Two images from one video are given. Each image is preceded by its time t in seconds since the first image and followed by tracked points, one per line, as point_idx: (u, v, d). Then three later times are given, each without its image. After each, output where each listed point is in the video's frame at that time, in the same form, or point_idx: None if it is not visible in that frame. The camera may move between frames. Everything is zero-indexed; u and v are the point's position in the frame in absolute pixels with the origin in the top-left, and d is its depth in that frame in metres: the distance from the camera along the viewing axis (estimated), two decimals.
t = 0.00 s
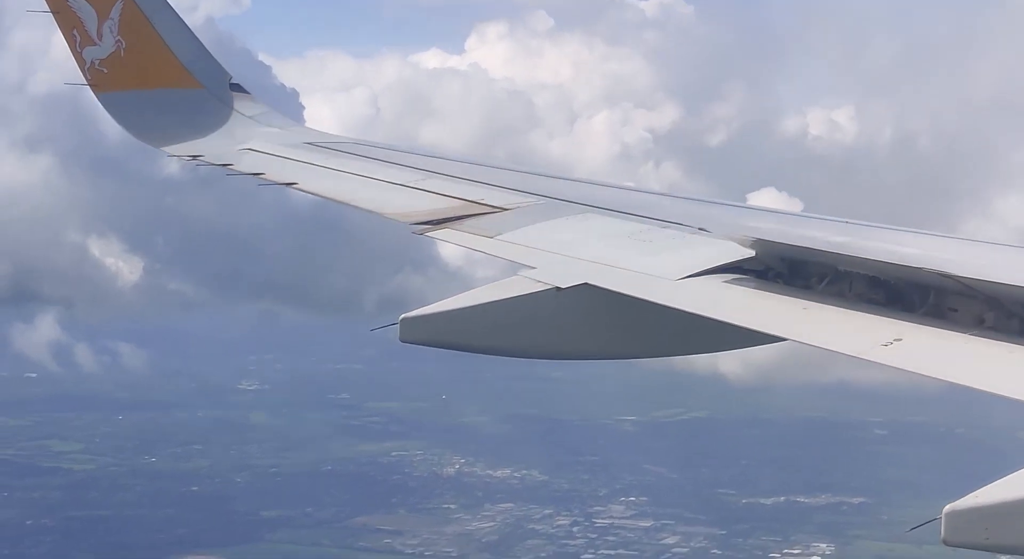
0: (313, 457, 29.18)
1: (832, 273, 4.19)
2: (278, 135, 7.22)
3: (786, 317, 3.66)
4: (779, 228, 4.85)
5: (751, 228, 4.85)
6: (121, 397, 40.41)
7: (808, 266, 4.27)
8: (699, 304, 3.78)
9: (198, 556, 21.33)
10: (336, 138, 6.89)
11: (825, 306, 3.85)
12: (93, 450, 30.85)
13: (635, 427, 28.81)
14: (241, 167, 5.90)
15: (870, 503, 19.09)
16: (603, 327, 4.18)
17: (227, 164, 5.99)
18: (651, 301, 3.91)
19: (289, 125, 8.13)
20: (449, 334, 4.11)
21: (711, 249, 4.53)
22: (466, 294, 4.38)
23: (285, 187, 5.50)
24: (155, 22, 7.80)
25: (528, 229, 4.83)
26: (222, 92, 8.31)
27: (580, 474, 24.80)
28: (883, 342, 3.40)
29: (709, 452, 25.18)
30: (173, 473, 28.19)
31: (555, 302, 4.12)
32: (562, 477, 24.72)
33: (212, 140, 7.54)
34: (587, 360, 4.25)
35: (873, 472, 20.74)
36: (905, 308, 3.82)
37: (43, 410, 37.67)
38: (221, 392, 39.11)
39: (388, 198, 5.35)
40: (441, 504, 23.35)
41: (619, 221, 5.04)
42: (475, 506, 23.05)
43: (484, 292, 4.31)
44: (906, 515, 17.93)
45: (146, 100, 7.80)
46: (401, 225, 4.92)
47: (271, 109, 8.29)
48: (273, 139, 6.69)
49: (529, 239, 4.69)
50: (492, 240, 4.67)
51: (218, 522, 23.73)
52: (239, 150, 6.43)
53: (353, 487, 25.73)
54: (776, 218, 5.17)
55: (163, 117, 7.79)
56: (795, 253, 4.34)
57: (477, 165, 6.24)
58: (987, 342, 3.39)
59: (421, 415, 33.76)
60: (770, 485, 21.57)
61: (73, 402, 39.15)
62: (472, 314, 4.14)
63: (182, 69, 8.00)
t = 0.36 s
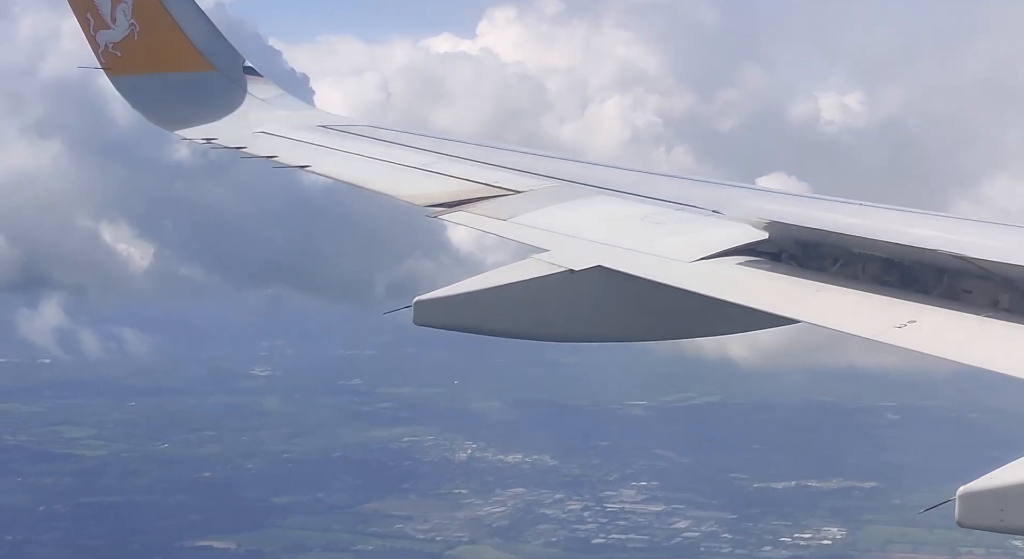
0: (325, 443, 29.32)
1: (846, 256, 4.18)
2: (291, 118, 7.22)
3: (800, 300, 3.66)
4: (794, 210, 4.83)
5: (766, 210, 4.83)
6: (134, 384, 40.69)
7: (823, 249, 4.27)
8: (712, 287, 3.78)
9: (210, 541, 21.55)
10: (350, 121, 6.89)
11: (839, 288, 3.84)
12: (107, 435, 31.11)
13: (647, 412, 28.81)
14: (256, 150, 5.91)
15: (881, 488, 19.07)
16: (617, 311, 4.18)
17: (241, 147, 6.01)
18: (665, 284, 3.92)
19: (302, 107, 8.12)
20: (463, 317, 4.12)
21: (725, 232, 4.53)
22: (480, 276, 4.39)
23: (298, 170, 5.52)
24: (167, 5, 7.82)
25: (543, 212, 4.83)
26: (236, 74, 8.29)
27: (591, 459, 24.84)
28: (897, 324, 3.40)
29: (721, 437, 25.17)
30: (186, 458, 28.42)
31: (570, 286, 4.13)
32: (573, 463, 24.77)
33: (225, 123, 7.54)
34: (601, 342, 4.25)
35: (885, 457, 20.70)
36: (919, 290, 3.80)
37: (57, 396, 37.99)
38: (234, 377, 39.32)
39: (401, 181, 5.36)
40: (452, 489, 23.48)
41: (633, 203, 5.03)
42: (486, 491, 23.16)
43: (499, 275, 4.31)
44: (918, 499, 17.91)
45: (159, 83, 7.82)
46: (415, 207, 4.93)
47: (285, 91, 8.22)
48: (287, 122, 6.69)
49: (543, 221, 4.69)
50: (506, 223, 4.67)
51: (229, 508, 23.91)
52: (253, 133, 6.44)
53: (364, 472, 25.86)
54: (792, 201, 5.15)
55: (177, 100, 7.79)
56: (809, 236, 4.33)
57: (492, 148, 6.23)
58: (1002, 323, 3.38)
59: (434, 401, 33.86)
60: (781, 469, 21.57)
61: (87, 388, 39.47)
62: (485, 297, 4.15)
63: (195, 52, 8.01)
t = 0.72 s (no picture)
0: (331, 434, 29.40)
1: (854, 245, 4.17)
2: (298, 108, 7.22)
3: (808, 289, 3.65)
4: (802, 199, 4.82)
5: (774, 199, 4.82)
6: (142, 375, 40.82)
7: (830, 238, 4.25)
8: (719, 276, 3.77)
9: (217, 533, 21.65)
10: (357, 111, 6.89)
11: (846, 278, 3.83)
12: (114, 427, 31.24)
13: (654, 403, 28.81)
14: (263, 140, 5.92)
15: (888, 480, 19.05)
16: (624, 300, 4.18)
17: (248, 138, 6.01)
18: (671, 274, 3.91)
19: (309, 97, 8.12)
20: (470, 307, 4.12)
21: (732, 221, 4.52)
22: (487, 267, 4.39)
23: (305, 160, 5.52)
24: None
25: (550, 202, 4.83)
26: (243, 64, 8.30)
27: (597, 451, 24.85)
28: (904, 313, 3.38)
29: (728, 427, 25.14)
30: (193, 450, 28.53)
31: (577, 275, 4.12)
32: (579, 454, 24.78)
33: (231, 113, 7.55)
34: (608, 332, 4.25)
35: (893, 449, 20.68)
36: (927, 279, 3.78)
37: (65, 387, 38.16)
38: (241, 368, 39.42)
39: (407, 170, 5.37)
40: (459, 481, 23.56)
41: (641, 193, 5.03)
42: (492, 482, 23.21)
43: (505, 266, 4.31)
44: (925, 491, 17.89)
45: (166, 73, 7.83)
46: (422, 197, 4.93)
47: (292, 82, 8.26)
48: (293, 113, 6.70)
49: (551, 211, 4.69)
50: (513, 213, 4.67)
51: (236, 499, 24.00)
52: (260, 123, 6.44)
53: (371, 465, 25.92)
54: (800, 190, 5.14)
55: (184, 90, 7.81)
56: (817, 225, 4.32)
57: (499, 138, 6.23)
58: (1010, 313, 3.36)
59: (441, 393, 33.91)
60: (788, 461, 21.57)
61: (94, 380, 39.63)
62: (492, 288, 4.15)
63: (202, 41, 8.02)
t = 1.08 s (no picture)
0: (335, 422, 29.48)
1: (859, 232, 4.16)
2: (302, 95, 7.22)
3: (812, 276, 3.65)
4: (806, 187, 4.82)
5: (778, 187, 4.83)
6: (146, 363, 40.93)
7: (835, 225, 4.25)
8: (723, 264, 3.76)
9: (220, 521, 21.75)
10: (361, 98, 6.89)
11: (850, 265, 3.82)
12: (118, 415, 31.35)
13: (657, 392, 28.84)
14: (267, 127, 5.93)
15: (891, 468, 19.08)
16: (629, 288, 4.17)
17: (253, 125, 6.02)
18: (676, 261, 3.91)
19: (314, 85, 8.13)
20: (475, 294, 4.13)
21: (737, 209, 4.52)
22: (492, 254, 4.39)
23: (310, 147, 5.53)
24: None
25: (554, 190, 4.83)
26: (247, 52, 8.31)
27: (600, 440, 24.90)
28: (910, 301, 3.38)
29: (732, 415, 25.18)
30: (197, 438, 28.63)
31: (582, 263, 4.12)
32: (582, 443, 24.82)
33: (236, 101, 7.56)
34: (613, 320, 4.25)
35: (896, 438, 20.69)
36: (932, 267, 3.78)
37: (69, 376, 38.28)
38: (245, 356, 39.51)
39: (412, 157, 5.38)
40: (463, 469, 23.67)
41: (646, 180, 5.03)
42: (495, 471, 23.30)
43: (510, 253, 4.32)
44: (928, 479, 17.90)
45: (170, 60, 7.84)
46: (426, 184, 4.94)
47: (296, 69, 8.27)
48: (298, 100, 6.70)
49: (556, 199, 4.70)
50: (517, 200, 4.68)
51: (239, 487, 24.08)
52: (264, 111, 6.45)
53: (375, 453, 26.00)
54: (803, 178, 5.15)
55: (189, 77, 7.82)
56: (822, 213, 4.31)
57: (503, 126, 6.24)
58: (1015, 301, 3.35)
59: (444, 381, 34.01)
60: (791, 450, 21.60)
61: (99, 368, 39.76)
62: (497, 275, 4.16)
63: (207, 29, 8.03)
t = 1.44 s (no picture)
0: (342, 407, 29.58)
1: (867, 217, 4.16)
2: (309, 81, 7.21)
3: (820, 262, 3.65)
4: (815, 171, 4.81)
5: (787, 172, 4.82)
6: (154, 348, 41.11)
7: (843, 209, 4.24)
8: (731, 250, 3.76)
9: (226, 506, 21.89)
10: (368, 84, 6.89)
11: (859, 251, 3.82)
12: (125, 401, 31.52)
13: (664, 378, 28.86)
14: (276, 113, 5.93)
15: (897, 454, 19.09)
16: (637, 273, 4.18)
17: (261, 111, 6.02)
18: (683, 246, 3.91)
19: (320, 70, 8.13)
20: (483, 280, 4.14)
21: (745, 194, 4.52)
22: (500, 239, 4.40)
23: (319, 133, 5.54)
24: None
25: (562, 175, 4.83)
26: (255, 37, 8.31)
27: (607, 426, 24.94)
28: (918, 286, 3.38)
29: (739, 400, 25.19)
30: (204, 423, 28.79)
31: (589, 248, 4.13)
32: (589, 429, 24.85)
33: (243, 87, 7.57)
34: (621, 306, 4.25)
35: (902, 423, 20.68)
36: (940, 252, 3.77)
37: (77, 361, 38.48)
38: (252, 340, 39.64)
39: (421, 143, 5.38)
40: (469, 454, 23.77)
41: (654, 165, 5.03)
42: (502, 456, 23.41)
43: (517, 238, 4.32)
44: (935, 464, 17.88)
45: (178, 45, 7.84)
46: (434, 170, 4.95)
47: (303, 54, 8.27)
48: (306, 86, 6.70)
49: (564, 184, 4.70)
50: (526, 185, 4.68)
51: (246, 472, 24.21)
52: (272, 96, 6.45)
53: (382, 438, 26.10)
54: (812, 162, 5.14)
55: (197, 62, 7.82)
56: (830, 197, 4.30)
57: (511, 111, 6.23)
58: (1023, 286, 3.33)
59: (451, 366, 34.09)
60: (797, 436, 21.62)
61: (107, 354, 39.96)
62: (504, 260, 4.16)
63: (215, 14, 8.03)
